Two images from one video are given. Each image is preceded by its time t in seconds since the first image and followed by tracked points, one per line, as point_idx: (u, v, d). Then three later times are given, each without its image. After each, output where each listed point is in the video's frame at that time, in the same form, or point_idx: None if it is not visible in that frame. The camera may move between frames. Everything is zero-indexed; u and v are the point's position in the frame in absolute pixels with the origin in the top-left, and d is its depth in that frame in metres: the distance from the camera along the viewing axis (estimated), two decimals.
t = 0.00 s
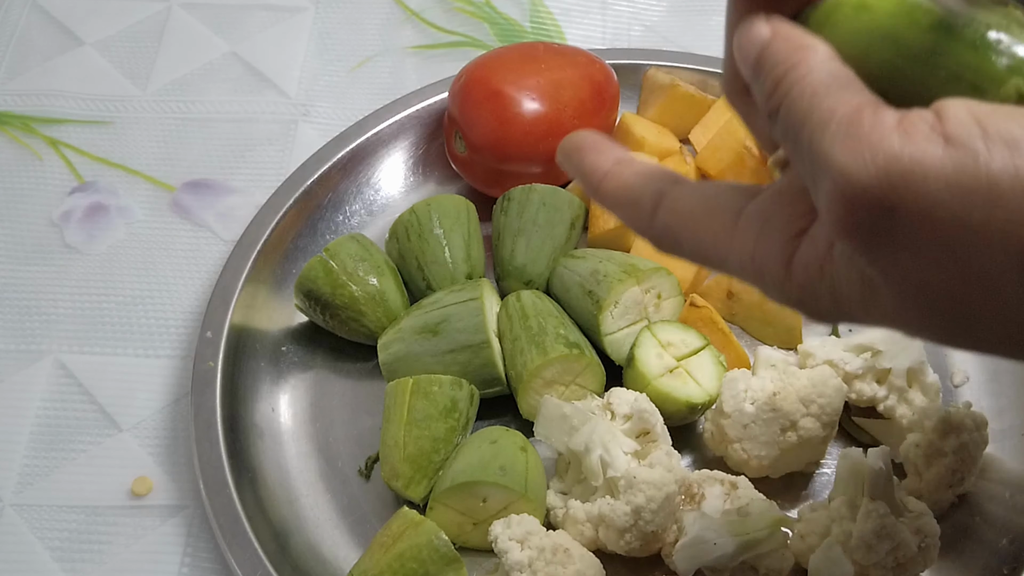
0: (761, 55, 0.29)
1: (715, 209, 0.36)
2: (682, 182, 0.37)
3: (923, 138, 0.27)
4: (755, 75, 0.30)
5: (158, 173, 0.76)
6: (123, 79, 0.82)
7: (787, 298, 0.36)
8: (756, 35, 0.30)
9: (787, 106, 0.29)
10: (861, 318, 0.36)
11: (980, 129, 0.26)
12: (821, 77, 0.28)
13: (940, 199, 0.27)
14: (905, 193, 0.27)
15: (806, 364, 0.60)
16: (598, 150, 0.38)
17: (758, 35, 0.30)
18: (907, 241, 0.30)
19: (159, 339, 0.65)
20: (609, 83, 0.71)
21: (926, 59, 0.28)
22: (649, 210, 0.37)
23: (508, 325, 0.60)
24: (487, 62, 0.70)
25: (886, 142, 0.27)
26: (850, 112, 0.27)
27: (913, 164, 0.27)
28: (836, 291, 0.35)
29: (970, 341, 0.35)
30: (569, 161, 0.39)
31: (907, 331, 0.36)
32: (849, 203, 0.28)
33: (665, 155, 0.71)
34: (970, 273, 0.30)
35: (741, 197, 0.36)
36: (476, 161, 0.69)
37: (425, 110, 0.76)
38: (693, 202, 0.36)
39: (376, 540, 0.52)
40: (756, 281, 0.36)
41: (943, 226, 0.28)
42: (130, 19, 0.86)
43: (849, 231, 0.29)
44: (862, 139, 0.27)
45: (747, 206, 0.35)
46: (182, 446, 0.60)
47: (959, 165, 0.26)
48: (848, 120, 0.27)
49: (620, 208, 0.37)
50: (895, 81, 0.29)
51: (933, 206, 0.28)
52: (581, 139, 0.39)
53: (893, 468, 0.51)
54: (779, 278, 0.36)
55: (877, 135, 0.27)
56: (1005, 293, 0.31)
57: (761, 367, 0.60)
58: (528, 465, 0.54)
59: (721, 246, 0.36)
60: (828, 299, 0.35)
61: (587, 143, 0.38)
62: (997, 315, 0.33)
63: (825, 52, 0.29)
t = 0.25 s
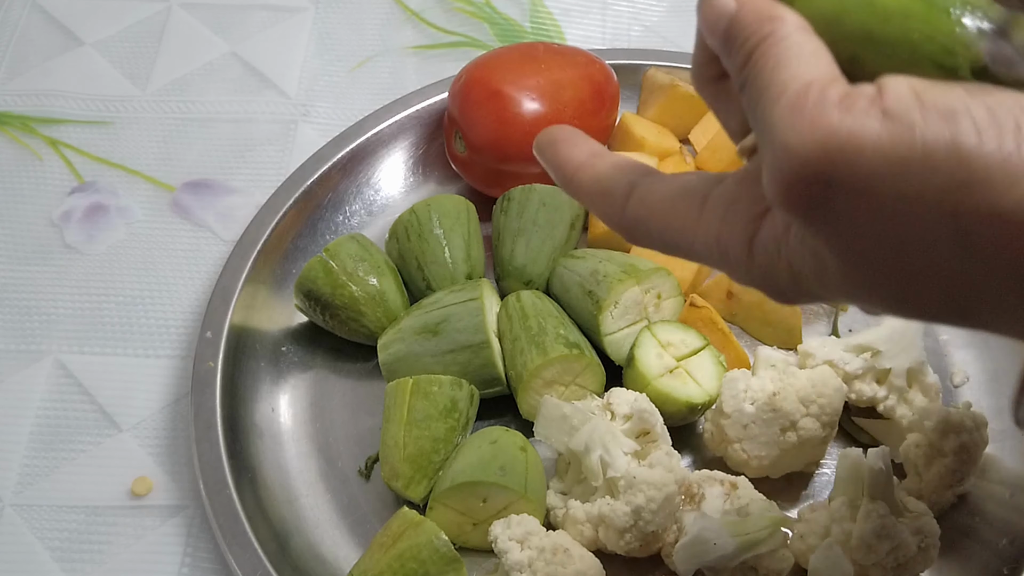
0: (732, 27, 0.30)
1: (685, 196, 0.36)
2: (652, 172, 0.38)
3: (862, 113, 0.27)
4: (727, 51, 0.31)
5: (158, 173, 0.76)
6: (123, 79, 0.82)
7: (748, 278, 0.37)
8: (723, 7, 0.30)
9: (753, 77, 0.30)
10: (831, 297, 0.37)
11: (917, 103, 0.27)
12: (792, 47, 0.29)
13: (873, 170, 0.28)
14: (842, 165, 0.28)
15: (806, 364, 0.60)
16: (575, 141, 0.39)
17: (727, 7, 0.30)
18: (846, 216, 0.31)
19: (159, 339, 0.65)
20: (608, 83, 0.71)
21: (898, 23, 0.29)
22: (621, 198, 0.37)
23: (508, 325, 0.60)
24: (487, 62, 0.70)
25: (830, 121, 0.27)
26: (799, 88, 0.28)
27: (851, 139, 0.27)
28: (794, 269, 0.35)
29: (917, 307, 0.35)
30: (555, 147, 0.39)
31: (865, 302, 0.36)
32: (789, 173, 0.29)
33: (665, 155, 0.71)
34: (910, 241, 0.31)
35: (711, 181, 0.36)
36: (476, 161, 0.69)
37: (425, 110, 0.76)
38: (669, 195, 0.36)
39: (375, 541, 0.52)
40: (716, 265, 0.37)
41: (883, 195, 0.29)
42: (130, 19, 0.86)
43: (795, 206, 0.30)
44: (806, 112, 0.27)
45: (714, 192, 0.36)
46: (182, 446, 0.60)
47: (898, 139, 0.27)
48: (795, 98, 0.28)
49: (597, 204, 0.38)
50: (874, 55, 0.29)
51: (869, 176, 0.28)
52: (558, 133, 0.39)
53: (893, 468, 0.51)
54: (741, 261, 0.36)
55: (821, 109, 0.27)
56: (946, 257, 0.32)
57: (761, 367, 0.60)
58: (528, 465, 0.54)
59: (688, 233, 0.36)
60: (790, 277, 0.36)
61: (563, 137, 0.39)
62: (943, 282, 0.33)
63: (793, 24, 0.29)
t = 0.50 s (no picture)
0: (714, 139, 0.30)
1: (685, 294, 0.33)
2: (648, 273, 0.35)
3: (833, 228, 0.26)
4: (710, 156, 0.31)
5: (158, 174, 0.76)
6: (123, 79, 0.82)
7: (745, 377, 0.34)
8: (700, 116, 0.31)
9: (739, 187, 0.29)
10: (823, 389, 0.34)
11: (889, 217, 0.26)
12: (777, 161, 0.28)
13: (850, 285, 0.26)
14: (818, 283, 0.26)
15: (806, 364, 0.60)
16: (574, 252, 0.36)
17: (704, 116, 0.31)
18: (828, 326, 0.28)
19: (158, 339, 0.65)
20: (608, 83, 0.71)
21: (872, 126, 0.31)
22: (622, 298, 0.34)
23: (508, 325, 0.60)
24: (487, 63, 0.70)
25: (804, 236, 0.26)
26: (779, 203, 0.27)
27: (824, 257, 0.26)
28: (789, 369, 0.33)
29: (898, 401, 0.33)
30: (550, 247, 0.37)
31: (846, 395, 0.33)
32: (772, 291, 0.27)
33: (665, 155, 0.71)
34: (885, 348, 0.29)
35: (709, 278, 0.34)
36: (475, 161, 0.69)
37: (425, 110, 0.76)
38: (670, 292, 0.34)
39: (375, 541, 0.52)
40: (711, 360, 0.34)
41: (858, 309, 0.27)
42: (130, 20, 0.86)
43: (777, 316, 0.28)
44: (785, 228, 0.26)
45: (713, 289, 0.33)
46: (182, 446, 0.60)
47: (872, 255, 0.26)
48: (772, 211, 0.27)
49: (592, 304, 0.35)
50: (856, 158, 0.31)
51: (849, 293, 0.26)
52: (560, 240, 0.37)
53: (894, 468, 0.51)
54: (739, 357, 0.33)
55: (798, 224, 0.26)
56: (925, 362, 0.29)
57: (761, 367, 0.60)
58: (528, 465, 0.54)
59: (690, 330, 0.33)
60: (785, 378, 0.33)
61: (563, 243, 0.37)
62: (923, 381, 0.31)
63: (776, 135, 0.29)
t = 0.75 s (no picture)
0: (703, 164, 0.30)
1: (674, 334, 0.35)
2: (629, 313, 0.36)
3: (844, 254, 0.26)
4: (701, 183, 0.31)
5: (158, 174, 0.76)
6: (122, 79, 0.82)
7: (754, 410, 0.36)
8: (684, 143, 0.30)
9: (743, 209, 0.29)
10: (837, 422, 0.34)
11: (895, 238, 0.25)
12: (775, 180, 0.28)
13: (862, 313, 0.26)
14: (829, 310, 0.26)
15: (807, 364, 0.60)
16: (541, 305, 0.37)
17: (688, 143, 0.30)
18: (838, 352, 0.29)
19: (158, 339, 0.65)
20: (608, 83, 0.71)
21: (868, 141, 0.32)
22: (607, 345, 0.35)
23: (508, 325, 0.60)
24: (487, 63, 0.71)
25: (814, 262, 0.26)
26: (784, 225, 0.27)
27: (835, 283, 0.26)
28: (796, 392, 0.34)
29: (905, 427, 0.33)
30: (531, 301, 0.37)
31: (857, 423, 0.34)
32: (780, 315, 0.27)
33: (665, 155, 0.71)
34: (896, 375, 0.29)
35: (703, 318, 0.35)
36: (475, 161, 0.69)
37: (425, 110, 0.76)
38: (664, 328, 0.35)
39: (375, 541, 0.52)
40: (719, 400, 0.36)
41: (868, 334, 0.27)
42: (130, 20, 0.86)
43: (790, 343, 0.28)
44: (792, 252, 0.26)
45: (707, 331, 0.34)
46: (183, 447, 0.60)
47: (880, 282, 0.26)
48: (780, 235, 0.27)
49: (577, 349, 0.36)
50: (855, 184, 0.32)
51: (857, 320, 0.27)
52: (525, 299, 0.37)
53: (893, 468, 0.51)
54: (749, 391, 0.35)
55: (805, 247, 0.26)
56: (936, 388, 0.30)
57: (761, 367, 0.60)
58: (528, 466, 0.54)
59: (691, 368, 0.35)
60: (795, 408, 0.34)
61: (529, 303, 0.37)
62: (932, 408, 0.31)
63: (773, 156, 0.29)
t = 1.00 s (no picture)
0: (709, 139, 0.30)
1: (676, 320, 0.36)
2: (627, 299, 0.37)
3: (855, 224, 0.27)
4: (704, 161, 0.31)
5: (158, 174, 0.76)
6: (123, 80, 0.82)
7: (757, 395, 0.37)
8: (691, 118, 0.30)
9: (748, 182, 0.29)
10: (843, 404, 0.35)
11: (907, 209, 0.26)
12: (780, 155, 0.28)
13: (869, 283, 0.27)
14: (838, 280, 0.27)
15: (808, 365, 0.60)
16: (534, 288, 0.37)
17: (697, 118, 0.30)
18: (846, 326, 0.30)
19: (158, 339, 0.65)
20: (608, 83, 0.71)
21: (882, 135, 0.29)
22: (606, 329, 0.36)
23: (508, 325, 0.60)
24: (487, 63, 0.71)
25: (827, 231, 0.27)
26: (793, 195, 0.27)
27: (845, 251, 0.27)
28: (797, 372, 0.35)
29: (912, 407, 0.34)
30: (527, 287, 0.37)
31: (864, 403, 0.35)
32: (790, 283, 0.28)
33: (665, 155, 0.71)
34: (902, 355, 0.31)
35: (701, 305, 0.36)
36: (475, 161, 0.69)
37: (425, 110, 0.76)
38: (661, 310, 0.36)
39: (375, 542, 0.52)
40: (721, 386, 0.37)
41: (875, 306, 0.28)
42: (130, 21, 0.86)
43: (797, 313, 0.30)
44: (802, 222, 0.27)
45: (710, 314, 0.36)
46: (183, 446, 0.60)
47: (888, 253, 0.27)
48: (789, 202, 0.27)
49: (573, 334, 0.36)
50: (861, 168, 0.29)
51: (864, 291, 0.28)
52: (519, 284, 0.37)
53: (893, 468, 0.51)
54: (752, 381, 0.36)
55: (818, 217, 0.27)
56: (942, 370, 0.31)
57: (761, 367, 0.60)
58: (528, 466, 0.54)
59: (691, 357, 0.36)
60: (798, 393, 0.36)
61: (524, 287, 0.37)
62: (935, 387, 0.32)
63: (778, 130, 0.29)
